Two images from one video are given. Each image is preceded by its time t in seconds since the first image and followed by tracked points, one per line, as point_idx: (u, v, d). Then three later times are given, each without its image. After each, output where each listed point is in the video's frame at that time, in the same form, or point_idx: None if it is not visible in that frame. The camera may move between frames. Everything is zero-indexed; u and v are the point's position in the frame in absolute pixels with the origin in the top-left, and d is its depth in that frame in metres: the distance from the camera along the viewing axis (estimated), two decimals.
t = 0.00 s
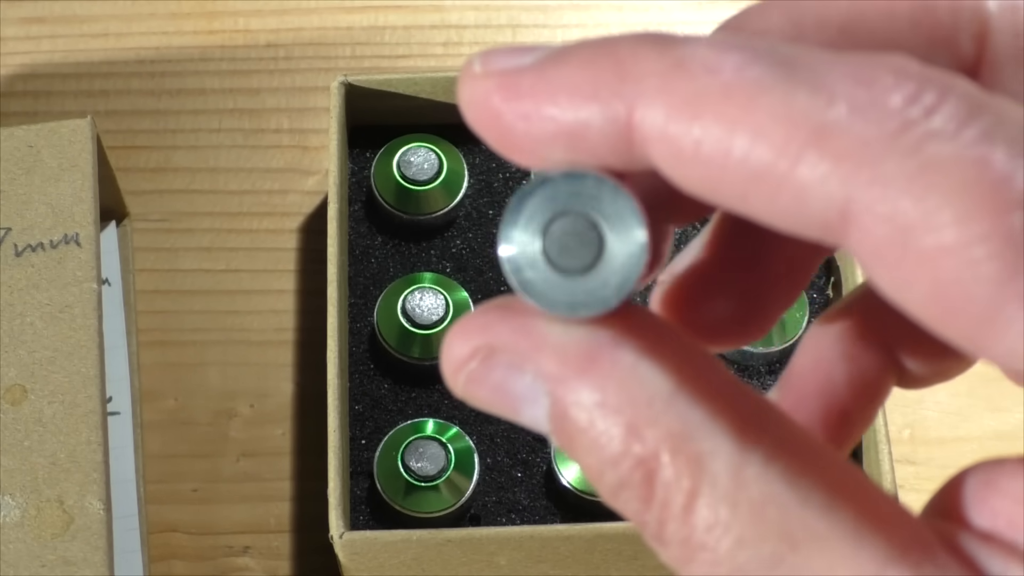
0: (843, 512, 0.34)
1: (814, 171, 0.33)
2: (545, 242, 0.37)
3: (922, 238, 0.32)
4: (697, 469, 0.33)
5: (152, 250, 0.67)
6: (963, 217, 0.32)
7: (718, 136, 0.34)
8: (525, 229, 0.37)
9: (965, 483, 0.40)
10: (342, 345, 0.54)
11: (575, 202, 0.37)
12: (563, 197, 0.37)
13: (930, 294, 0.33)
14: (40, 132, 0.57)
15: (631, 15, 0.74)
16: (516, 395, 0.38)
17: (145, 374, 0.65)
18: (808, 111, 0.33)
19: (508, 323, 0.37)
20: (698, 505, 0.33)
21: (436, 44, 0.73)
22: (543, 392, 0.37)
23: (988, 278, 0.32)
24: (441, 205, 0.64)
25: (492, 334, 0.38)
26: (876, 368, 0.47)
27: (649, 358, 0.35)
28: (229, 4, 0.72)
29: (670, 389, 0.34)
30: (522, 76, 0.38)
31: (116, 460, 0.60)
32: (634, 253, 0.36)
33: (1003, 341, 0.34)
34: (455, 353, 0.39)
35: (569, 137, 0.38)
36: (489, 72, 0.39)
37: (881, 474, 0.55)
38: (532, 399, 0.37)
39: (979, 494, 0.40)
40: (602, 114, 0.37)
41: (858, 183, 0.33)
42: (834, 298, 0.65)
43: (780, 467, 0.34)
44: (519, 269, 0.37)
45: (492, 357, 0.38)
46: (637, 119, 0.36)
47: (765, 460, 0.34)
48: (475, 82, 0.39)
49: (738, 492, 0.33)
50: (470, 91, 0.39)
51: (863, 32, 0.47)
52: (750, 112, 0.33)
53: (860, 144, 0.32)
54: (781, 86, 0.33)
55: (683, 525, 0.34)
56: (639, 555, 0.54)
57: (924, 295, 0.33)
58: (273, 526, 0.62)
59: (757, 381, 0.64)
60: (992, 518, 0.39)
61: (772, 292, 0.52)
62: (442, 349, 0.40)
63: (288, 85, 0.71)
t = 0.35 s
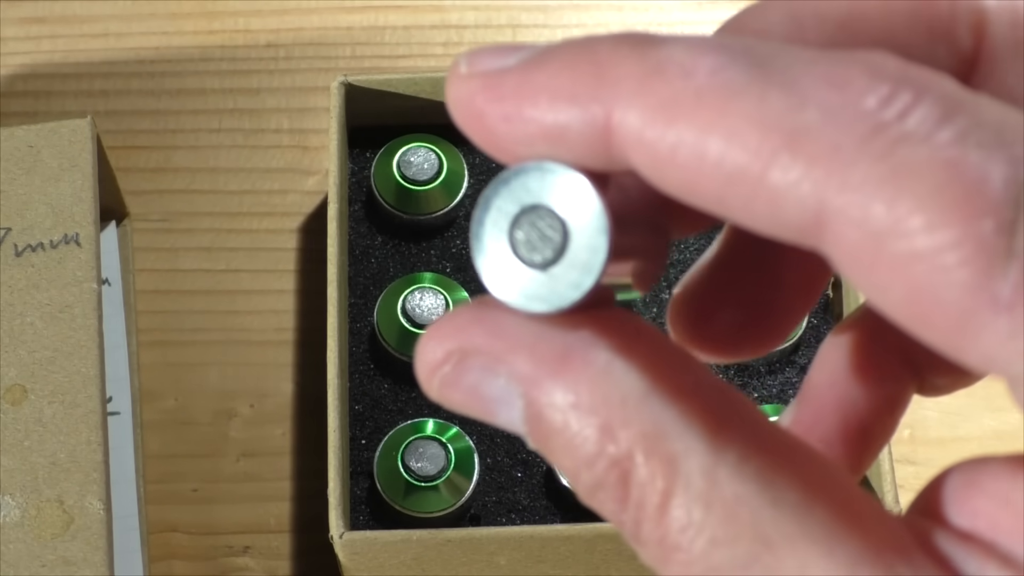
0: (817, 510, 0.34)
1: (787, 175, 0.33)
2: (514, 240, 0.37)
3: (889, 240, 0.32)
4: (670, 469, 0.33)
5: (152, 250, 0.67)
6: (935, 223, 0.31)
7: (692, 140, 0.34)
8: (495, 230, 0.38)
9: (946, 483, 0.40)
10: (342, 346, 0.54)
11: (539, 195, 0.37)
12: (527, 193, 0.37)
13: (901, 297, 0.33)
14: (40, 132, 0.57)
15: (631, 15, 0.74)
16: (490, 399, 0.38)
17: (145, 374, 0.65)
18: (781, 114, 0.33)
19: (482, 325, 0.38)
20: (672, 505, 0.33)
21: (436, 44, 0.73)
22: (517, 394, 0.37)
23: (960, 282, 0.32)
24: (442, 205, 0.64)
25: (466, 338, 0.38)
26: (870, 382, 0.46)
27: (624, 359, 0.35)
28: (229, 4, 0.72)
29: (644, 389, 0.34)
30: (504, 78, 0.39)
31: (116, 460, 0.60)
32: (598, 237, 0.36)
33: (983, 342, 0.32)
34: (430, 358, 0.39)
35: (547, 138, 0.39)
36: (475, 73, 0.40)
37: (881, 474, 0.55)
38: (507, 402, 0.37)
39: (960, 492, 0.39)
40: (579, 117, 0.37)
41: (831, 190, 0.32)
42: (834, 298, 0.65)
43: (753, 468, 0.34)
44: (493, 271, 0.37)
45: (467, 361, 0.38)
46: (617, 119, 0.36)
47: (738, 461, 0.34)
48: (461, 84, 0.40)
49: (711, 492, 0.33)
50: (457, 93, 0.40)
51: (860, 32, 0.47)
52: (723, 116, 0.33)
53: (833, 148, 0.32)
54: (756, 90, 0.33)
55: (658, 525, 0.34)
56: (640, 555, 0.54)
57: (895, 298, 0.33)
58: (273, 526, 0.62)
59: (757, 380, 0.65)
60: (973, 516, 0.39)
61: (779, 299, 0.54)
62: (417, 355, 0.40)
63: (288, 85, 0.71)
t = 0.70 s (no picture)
0: (821, 498, 0.33)
1: (789, 169, 0.33)
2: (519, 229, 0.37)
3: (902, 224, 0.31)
4: (677, 455, 0.33)
5: (152, 250, 0.67)
6: (938, 215, 0.31)
7: (696, 133, 0.34)
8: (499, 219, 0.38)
9: (952, 473, 0.40)
10: (341, 345, 0.54)
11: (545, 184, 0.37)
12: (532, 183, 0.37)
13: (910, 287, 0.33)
14: (40, 132, 0.57)
15: (631, 15, 0.74)
16: (499, 384, 0.38)
17: (145, 373, 0.65)
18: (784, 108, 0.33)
19: (491, 311, 0.38)
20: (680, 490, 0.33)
21: (436, 44, 0.73)
22: (526, 380, 0.37)
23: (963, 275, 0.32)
24: (442, 205, 0.64)
25: (475, 323, 0.38)
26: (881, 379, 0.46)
27: (630, 347, 0.35)
28: (229, 4, 0.72)
29: (651, 375, 0.34)
30: (513, 66, 0.39)
31: (116, 460, 0.60)
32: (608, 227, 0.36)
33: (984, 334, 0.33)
34: (441, 342, 0.39)
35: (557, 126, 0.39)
36: (483, 61, 0.40)
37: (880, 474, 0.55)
38: (515, 387, 0.37)
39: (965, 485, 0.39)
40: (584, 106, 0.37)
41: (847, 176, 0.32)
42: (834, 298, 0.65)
43: (760, 455, 0.33)
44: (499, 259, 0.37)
45: (476, 345, 0.38)
46: (621, 113, 0.36)
47: (745, 448, 0.33)
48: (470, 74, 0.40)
49: (717, 478, 0.33)
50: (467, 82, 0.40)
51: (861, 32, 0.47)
52: (727, 109, 0.33)
53: (836, 142, 0.32)
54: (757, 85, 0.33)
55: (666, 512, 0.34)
56: (640, 555, 0.54)
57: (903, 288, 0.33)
58: (272, 526, 0.62)
59: (757, 381, 0.65)
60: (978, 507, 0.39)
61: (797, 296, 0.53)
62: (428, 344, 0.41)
63: (288, 85, 0.71)
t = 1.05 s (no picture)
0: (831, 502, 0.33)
1: (799, 174, 0.33)
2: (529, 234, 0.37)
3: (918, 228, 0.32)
4: (695, 457, 0.33)
5: (152, 250, 0.67)
6: (950, 218, 0.31)
7: (704, 138, 0.34)
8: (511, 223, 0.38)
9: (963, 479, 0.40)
10: (342, 346, 0.54)
11: (557, 189, 0.37)
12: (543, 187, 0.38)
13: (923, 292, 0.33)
14: (40, 132, 0.57)
15: (631, 16, 0.74)
16: (509, 387, 0.38)
17: (145, 373, 0.65)
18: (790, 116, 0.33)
19: (504, 314, 0.38)
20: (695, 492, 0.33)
21: (436, 44, 0.73)
22: (539, 384, 0.37)
23: (974, 277, 0.32)
24: (442, 205, 0.64)
25: (488, 325, 0.38)
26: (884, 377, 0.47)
27: (646, 350, 0.35)
28: (229, 4, 0.72)
29: (667, 379, 0.34)
30: (518, 70, 0.39)
31: (116, 461, 0.60)
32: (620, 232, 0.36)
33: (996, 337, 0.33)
34: (452, 341, 0.39)
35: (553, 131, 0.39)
36: (483, 61, 0.39)
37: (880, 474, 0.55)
38: (527, 390, 0.37)
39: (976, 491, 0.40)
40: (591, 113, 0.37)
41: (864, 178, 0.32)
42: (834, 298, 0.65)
43: (774, 458, 0.34)
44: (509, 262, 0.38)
45: (488, 347, 0.38)
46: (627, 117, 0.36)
47: (761, 451, 0.33)
48: (471, 73, 0.40)
49: (733, 481, 0.33)
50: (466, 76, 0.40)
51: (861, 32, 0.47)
52: (736, 115, 0.33)
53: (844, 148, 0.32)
54: (761, 93, 0.33)
55: (678, 516, 0.34)
56: (640, 555, 0.55)
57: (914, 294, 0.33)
58: (273, 526, 0.62)
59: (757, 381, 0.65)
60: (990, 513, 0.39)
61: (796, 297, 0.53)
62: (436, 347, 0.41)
63: (288, 85, 0.71)
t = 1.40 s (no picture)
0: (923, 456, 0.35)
1: (896, 138, 0.36)
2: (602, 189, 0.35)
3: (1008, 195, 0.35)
4: (796, 400, 0.34)
5: (152, 250, 0.67)
6: None
7: (795, 97, 0.37)
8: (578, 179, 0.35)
9: None
10: (342, 345, 0.54)
11: (631, 141, 0.35)
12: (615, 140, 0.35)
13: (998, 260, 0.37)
14: (40, 132, 0.57)
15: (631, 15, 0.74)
16: (588, 334, 0.36)
17: (145, 373, 0.65)
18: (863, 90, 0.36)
19: (583, 259, 0.36)
20: (797, 436, 0.34)
21: (436, 44, 0.73)
22: (619, 333, 0.36)
23: None
24: (442, 205, 0.64)
25: (568, 271, 0.37)
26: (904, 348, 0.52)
27: (733, 298, 0.36)
28: (229, 4, 0.72)
29: (762, 324, 0.35)
30: (581, 23, 0.40)
31: (116, 461, 0.60)
32: (698, 179, 0.35)
33: None
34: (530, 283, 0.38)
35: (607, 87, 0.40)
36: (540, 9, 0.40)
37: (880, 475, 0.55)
38: (605, 341, 0.36)
39: None
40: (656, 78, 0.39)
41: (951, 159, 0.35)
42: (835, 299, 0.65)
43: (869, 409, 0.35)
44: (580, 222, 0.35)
45: (569, 292, 0.37)
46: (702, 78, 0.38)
47: (857, 393, 0.35)
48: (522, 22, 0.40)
49: (833, 427, 0.34)
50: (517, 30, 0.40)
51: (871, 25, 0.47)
52: (827, 75, 0.36)
53: (938, 109, 0.35)
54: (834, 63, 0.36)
55: (769, 463, 0.34)
56: (640, 555, 0.55)
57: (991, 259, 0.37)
58: (272, 526, 0.62)
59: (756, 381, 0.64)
60: None
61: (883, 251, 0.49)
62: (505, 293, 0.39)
63: (288, 85, 0.71)
